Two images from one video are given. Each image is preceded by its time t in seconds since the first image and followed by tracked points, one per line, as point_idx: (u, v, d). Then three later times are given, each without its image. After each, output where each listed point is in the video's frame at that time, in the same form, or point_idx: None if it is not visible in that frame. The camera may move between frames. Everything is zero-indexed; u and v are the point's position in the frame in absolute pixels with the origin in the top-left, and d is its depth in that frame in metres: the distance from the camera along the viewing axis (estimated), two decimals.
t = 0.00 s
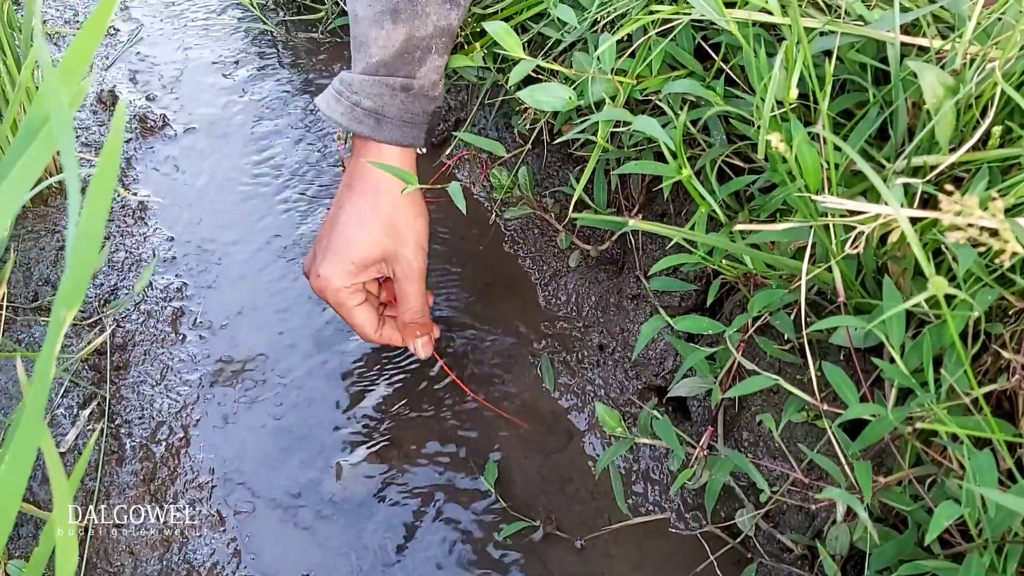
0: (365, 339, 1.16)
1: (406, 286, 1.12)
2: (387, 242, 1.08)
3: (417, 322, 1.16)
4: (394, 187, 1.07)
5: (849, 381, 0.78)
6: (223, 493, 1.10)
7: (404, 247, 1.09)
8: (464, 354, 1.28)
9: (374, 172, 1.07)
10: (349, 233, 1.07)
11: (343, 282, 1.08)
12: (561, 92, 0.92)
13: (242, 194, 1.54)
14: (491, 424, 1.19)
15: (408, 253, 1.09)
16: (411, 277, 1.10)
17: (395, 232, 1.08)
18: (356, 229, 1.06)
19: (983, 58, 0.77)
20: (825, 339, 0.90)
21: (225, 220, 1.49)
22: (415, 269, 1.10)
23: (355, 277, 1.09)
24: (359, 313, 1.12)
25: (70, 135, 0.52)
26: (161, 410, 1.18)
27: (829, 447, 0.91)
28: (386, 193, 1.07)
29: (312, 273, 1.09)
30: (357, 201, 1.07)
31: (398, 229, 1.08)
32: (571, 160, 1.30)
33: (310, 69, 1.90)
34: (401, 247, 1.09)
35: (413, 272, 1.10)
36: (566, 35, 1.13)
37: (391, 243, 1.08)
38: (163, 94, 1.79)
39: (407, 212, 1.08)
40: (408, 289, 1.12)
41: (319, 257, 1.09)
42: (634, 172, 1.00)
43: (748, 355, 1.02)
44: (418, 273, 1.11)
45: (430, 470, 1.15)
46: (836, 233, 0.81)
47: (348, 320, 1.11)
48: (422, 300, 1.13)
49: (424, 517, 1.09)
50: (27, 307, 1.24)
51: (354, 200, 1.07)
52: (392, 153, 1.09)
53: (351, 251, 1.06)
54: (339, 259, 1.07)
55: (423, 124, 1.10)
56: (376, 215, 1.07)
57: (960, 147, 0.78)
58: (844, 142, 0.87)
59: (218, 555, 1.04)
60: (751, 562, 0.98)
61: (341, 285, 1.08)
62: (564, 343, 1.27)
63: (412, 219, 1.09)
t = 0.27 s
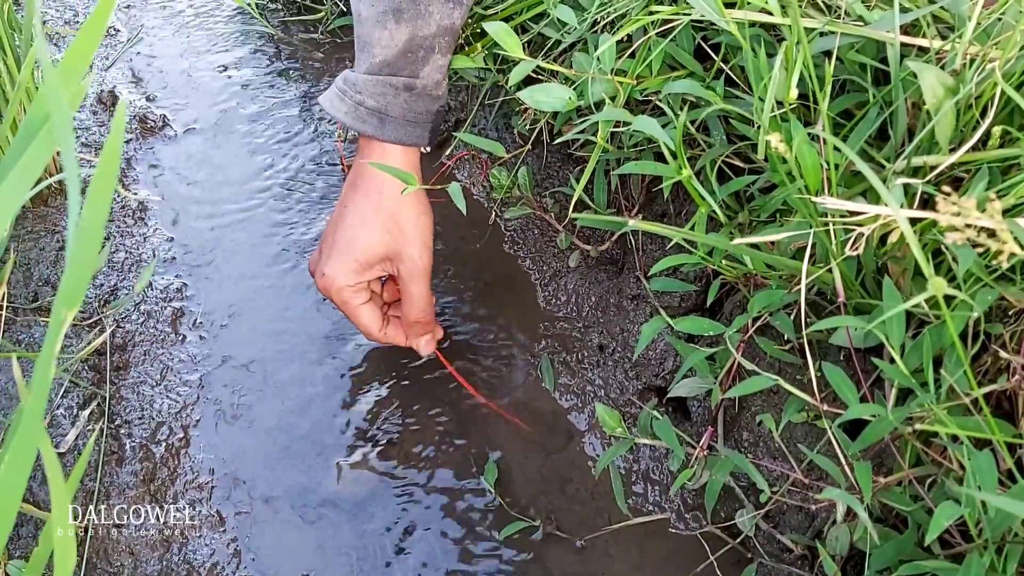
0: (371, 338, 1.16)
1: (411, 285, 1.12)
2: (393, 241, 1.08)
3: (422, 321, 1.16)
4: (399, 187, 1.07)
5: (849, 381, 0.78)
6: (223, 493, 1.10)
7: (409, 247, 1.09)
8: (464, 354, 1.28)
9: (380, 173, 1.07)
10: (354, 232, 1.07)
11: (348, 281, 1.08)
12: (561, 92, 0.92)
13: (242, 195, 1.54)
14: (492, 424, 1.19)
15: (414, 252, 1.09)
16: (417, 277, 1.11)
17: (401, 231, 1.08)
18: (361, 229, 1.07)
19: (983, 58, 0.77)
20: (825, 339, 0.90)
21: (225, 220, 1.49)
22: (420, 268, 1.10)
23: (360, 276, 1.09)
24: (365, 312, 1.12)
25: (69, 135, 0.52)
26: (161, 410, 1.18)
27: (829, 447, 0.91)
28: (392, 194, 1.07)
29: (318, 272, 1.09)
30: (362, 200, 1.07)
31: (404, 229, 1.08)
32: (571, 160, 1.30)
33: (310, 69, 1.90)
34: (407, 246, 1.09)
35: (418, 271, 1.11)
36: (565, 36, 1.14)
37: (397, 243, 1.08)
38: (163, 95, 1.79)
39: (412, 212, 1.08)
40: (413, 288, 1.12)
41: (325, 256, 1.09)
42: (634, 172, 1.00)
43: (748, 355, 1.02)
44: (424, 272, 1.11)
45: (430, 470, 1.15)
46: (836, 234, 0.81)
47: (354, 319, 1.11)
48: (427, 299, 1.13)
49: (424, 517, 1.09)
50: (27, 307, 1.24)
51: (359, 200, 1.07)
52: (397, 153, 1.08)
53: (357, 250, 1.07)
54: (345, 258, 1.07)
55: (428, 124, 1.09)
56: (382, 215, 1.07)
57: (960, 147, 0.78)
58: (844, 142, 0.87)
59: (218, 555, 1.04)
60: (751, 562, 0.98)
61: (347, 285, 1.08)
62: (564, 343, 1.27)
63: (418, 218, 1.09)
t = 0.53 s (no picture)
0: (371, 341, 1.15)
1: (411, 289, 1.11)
2: (392, 244, 1.08)
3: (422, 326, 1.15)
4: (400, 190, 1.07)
5: (849, 381, 0.78)
6: (223, 493, 1.10)
7: (409, 251, 1.09)
8: (464, 354, 1.28)
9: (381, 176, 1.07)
10: (354, 235, 1.07)
11: (347, 284, 1.08)
12: (560, 92, 0.92)
13: (242, 194, 1.54)
14: (492, 424, 1.19)
15: (413, 256, 1.09)
16: (415, 281, 1.10)
17: (400, 235, 1.08)
18: (361, 231, 1.07)
19: (983, 58, 0.77)
20: (825, 339, 0.90)
21: (225, 220, 1.49)
22: (419, 273, 1.09)
23: (360, 279, 1.09)
24: (365, 315, 1.12)
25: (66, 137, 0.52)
26: (162, 410, 1.18)
27: (829, 447, 0.91)
28: (393, 197, 1.07)
29: (319, 274, 1.09)
30: (364, 204, 1.08)
31: (403, 232, 1.08)
32: (571, 160, 1.30)
33: (311, 69, 1.90)
34: (406, 250, 1.08)
35: (417, 275, 1.10)
36: (565, 36, 1.14)
37: (396, 246, 1.08)
38: (163, 94, 1.79)
39: (412, 215, 1.08)
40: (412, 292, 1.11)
41: (327, 258, 1.09)
42: (634, 172, 1.00)
43: (748, 355, 1.02)
44: (423, 276, 1.10)
45: (430, 470, 1.15)
46: (836, 234, 0.81)
47: (354, 322, 1.11)
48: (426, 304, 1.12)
49: (424, 517, 1.09)
50: (27, 307, 1.24)
51: (360, 203, 1.08)
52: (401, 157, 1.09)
53: (356, 253, 1.07)
54: (344, 260, 1.07)
55: (431, 126, 1.09)
56: (382, 218, 1.07)
57: (960, 147, 0.78)
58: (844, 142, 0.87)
59: (218, 555, 1.04)
60: (751, 562, 0.98)
61: (346, 287, 1.08)
62: (564, 343, 1.27)
63: (418, 222, 1.09)
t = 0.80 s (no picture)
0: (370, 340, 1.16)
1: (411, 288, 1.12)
2: (392, 244, 1.08)
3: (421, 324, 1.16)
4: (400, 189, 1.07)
5: (850, 381, 0.78)
6: (223, 493, 1.10)
7: (409, 250, 1.09)
8: (464, 354, 1.28)
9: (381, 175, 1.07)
10: (354, 235, 1.07)
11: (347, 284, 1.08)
12: (561, 92, 0.92)
13: (242, 194, 1.54)
14: (492, 423, 1.19)
15: (413, 255, 1.09)
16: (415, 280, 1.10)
17: (400, 234, 1.08)
18: (361, 231, 1.07)
19: (983, 58, 0.77)
20: (825, 339, 0.90)
21: (225, 220, 1.49)
22: (419, 272, 1.10)
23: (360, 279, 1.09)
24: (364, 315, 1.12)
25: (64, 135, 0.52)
26: (162, 410, 1.18)
27: (829, 446, 0.91)
28: (393, 196, 1.07)
29: (318, 274, 1.09)
30: (363, 203, 1.08)
31: (403, 232, 1.08)
32: (571, 160, 1.29)
33: (310, 69, 1.90)
34: (406, 250, 1.09)
35: (417, 275, 1.10)
36: (565, 36, 1.14)
37: (396, 246, 1.08)
38: (163, 94, 1.79)
39: (412, 215, 1.08)
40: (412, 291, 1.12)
41: (326, 258, 1.09)
42: (634, 172, 1.00)
43: (748, 355, 1.02)
44: (423, 275, 1.11)
45: (430, 469, 1.15)
46: (836, 233, 0.81)
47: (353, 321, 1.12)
48: (426, 303, 1.13)
49: (424, 517, 1.09)
50: (27, 306, 1.24)
51: (360, 203, 1.08)
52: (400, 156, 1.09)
53: (356, 253, 1.07)
54: (344, 261, 1.07)
55: (432, 127, 1.09)
56: (382, 217, 1.07)
57: (960, 147, 0.78)
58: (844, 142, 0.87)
59: (218, 555, 1.04)
60: (751, 562, 0.98)
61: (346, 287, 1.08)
62: (564, 343, 1.27)
63: (418, 222, 1.09)
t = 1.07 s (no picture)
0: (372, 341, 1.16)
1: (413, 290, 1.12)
2: (394, 246, 1.08)
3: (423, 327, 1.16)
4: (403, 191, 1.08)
5: (849, 381, 0.78)
6: (223, 493, 1.10)
7: (411, 252, 1.09)
8: (464, 354, 1.28)
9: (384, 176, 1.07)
10: (356, 236, 1.08)
11: (348, 284, 1.09)
12: (561, 92, 0.92)
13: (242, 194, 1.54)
14: (492, 424, 1.19)
15: (415, 257, 1.09)
16: (417, 282, 1.11)
17: (402, 236, 1.08)
18: (363, 232, 1.08)
19: (983, 58, 0.77)
20: (825, 339, 0.90)
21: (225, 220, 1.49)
22: (421, 274, 1.10)
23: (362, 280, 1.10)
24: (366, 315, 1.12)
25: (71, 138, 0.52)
26: (162, 410, 1.18)
27: (829, 447, 0.91)
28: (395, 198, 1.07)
29: (321, 274, 1.10)
30: (366, 204, 1.08)
31: (405, 233, 1.08)
32: (571, 160, 1.29)
33: (311, 69, 1.90)
34: (408, 251, 1.09)
35: (419, 276, 1.10)
36: (565, 36, 1.14)
37: (398, 247, 1.09)
38: (163, 94, 1.79)
39: (415, 216, 1.09)
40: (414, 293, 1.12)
41: (329, 258, 1.10)
42: (635, 172, 1.00)
43: (748, 355, 1.02)
44: (425, 277, 1.11)
45: (430, 469, 1.15)
46: (836, 233, 0.81)
47: (355, 322, 1.12)
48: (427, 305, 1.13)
49: (424, 517, 1.10)
50: (27, 306, 1.24)
51: (363, 204, 1.08)
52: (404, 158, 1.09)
53: (358, 254, 1.08)
54: (347, 261, 1.08)
55: (434, 129, 1.10)
56: (384, 219, 1.07)
57: (960, 147, 0.78)
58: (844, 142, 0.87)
59: (218, 555, 1.04)
60: (751, 562, 0.98)
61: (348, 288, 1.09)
62: (564, 343, 1.27)
63: (421, 223, 1.09)
